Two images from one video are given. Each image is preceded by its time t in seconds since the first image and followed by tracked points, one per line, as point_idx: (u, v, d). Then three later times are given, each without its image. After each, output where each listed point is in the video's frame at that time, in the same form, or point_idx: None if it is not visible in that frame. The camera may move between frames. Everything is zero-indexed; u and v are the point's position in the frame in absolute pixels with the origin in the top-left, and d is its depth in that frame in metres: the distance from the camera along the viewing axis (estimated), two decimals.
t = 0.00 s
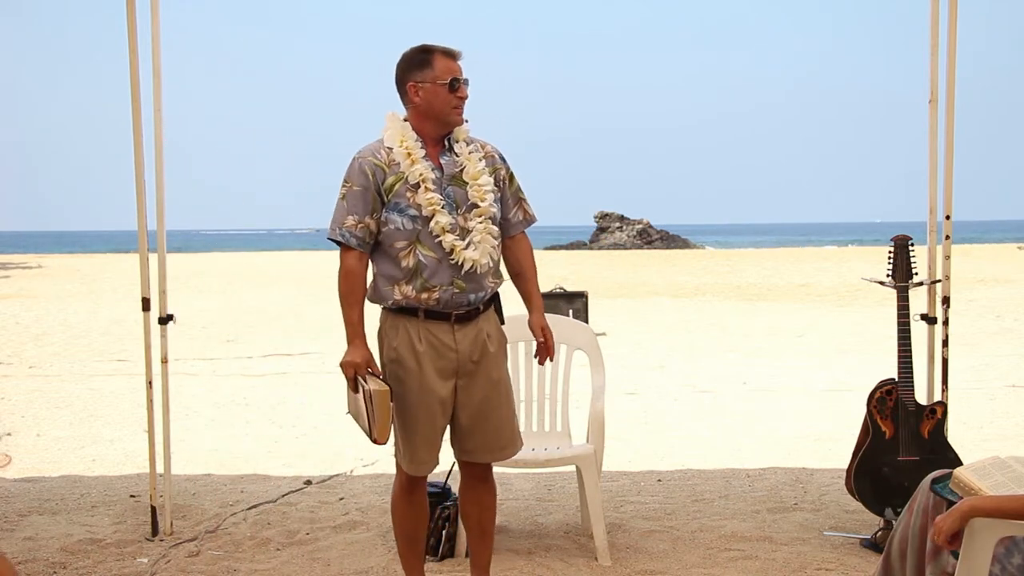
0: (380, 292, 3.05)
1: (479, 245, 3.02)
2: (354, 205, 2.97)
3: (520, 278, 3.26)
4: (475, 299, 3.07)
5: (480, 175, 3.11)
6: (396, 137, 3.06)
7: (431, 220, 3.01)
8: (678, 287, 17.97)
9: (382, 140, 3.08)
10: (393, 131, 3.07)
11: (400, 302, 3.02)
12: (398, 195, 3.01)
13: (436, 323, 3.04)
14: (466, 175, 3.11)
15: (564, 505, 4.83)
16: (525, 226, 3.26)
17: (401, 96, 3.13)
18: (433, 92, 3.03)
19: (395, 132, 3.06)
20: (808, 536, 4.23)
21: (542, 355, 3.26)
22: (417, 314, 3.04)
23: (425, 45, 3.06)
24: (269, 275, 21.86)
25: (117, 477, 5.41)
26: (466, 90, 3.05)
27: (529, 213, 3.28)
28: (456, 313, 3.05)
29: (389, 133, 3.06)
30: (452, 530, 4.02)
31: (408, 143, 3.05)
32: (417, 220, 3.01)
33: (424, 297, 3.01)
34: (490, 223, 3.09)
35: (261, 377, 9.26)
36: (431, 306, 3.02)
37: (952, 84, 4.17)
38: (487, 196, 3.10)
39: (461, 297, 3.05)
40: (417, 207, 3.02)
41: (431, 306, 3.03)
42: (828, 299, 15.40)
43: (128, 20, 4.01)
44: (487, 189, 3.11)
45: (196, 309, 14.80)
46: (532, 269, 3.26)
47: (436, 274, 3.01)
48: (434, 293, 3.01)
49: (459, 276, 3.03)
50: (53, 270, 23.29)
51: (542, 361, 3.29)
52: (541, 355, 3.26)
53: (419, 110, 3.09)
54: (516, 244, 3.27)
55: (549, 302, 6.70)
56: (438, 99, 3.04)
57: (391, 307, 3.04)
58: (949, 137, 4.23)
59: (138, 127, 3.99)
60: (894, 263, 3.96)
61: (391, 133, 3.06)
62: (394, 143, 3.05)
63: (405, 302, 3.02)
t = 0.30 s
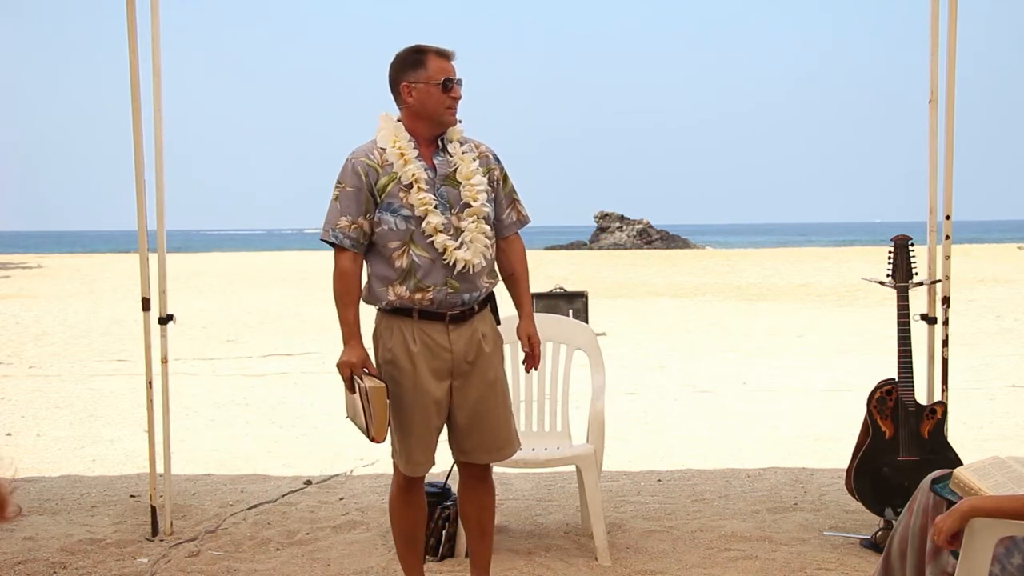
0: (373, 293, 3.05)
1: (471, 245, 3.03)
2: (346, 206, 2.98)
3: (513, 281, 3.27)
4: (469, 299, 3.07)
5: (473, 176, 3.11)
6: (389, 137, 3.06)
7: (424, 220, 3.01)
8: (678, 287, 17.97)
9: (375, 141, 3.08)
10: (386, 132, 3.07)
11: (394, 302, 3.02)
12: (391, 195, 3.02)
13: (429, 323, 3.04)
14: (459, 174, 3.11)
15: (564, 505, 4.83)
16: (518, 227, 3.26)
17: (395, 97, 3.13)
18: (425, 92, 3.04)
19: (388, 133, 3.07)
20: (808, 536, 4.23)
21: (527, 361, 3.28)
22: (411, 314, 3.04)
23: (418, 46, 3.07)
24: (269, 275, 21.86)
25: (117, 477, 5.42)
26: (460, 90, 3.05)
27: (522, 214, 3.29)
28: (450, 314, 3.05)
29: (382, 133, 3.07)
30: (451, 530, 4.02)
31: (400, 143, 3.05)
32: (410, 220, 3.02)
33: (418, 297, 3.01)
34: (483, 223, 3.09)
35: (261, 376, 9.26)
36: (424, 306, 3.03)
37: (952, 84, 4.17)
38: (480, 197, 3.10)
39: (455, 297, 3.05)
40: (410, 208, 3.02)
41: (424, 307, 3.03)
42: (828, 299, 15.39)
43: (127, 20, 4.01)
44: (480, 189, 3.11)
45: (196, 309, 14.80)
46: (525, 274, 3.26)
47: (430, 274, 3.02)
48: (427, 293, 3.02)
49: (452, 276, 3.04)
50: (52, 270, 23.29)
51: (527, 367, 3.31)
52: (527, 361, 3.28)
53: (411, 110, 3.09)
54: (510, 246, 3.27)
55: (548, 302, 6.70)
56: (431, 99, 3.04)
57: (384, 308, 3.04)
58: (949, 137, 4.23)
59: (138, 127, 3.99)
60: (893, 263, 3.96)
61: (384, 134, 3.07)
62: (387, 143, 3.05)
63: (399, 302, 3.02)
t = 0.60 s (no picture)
0: (375, 295, 3.05)
1: (472, 246, 3.04)
2: (346, 210, 2.96)
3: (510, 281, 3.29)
4: (469, 300, 3.08)
5: (472, 175, 3.12)
6: (386, 138, 3.05)
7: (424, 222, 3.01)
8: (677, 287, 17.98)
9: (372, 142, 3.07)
10: (384, 134, 3.06)
11: (396, 304, 3.03)
12: (391, 198, 3.01)
13: (430, 323, 3.04)
14: (458, 174, 3.11)
15: (564, 505, 4.83)
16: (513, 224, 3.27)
17: (389, 97, 3.13)
18: (421, 91, 3.04)
19: (386, 135, 3.06)
20: (807, 536, 4.23)
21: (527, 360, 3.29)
22: (412, 315, 3.04)
23: (413, 44, 3.07)
24: (269, 275, 21.86)
25: (117, 477, 5.42)
26: (455, 88, 3.05)
27: (516, 211, 3.30)
28: (451, 313, 3.05)
29: (380, 136, 3.06)
30: (452, 530, 4.02)
31: (399, 145, 3.04)
32: (412, 222, 3.01)
33: (420, 298, 3.01)
34: (482, 222, 3.09)
35: (261, 376, 9.26)
36: (426, 307, 3.03)
37: (952, 84, 4.17)
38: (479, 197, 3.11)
39: (457, 298, 3.05)
40: (411, 209, 3.02)
41: (426, 307, 3.03)
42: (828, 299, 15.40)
43: (128, 19, 4.01)
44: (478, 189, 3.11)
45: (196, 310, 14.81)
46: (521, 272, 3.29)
47: (431, 276, 3.02)
48: (429, 294, 3.02)
49: (453, 277, 3.04)
50: (52, 271, 23.32)
51: (527, 365, 3.32)
52: (527, 359, 3.29)
53: (407, 111, 3.09)
54: (506, 245, 3.26)
55: (548, 302, 6.70)
56: (428, 98, 3.04)
57: (385, 309, 3.04)
58: (949, 136, 4.23)
59: (138, 126, 3.99)
60: (894, 263, 3.95)
61: (381, 136, 3.06)
62: (386, 145, 3.04)
63: (401, 303, 3.02)
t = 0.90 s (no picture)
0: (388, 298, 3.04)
1: (484, 250, 3.04)
2: (361, 216, 2.93)
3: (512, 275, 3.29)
4: (480, 301, 3.10)
5: (480, 176, 3.12)
6: (395, 142, 3.02)
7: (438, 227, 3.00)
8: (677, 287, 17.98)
9: (380, 145, 3.04)
10: (393, 138, 3.03)
11: (410, 306, 3.03)
12: (405, 203, 3.00)
13: (442, 325, 3.05)
14: (467, 176, 3.11)
15: (564, 505, 4.83)
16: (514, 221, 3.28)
17: (393, 99, 3.12)
18: (426, 93, 3.03)
19: (396, 139, 3.03)
20: (808, 536, 4.23)
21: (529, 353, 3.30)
22: (424, 316, 3.04)
23: (415, 47, 3.06)
24: (269, 274, 21.86)
25: (117, 477, 5.42)
26: (459, 89, 3.05)
27: (518, 206, 3.31)
28: (462, 315, 3.07)
29: (389, 140, 3.03)
30: (452, 529, 4.02)
31: (410, 148, 3.02)
32: (426, 227, 3.01)
33: (434, 301, 3.02)
34: (491, 223, 3.10)
35: (261, 376, 9.26)
36: (439, 310, 3.04)
37: (952, 84, 4.16)
38: (488, 198, 3.12)
39: (469, 300, 3.07)
40: (425, 214, 3.01)
41: (438, 309, 3.04)
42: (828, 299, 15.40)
43: (128, 19, 4.01)
44: (487, 190, 3.12)
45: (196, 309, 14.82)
46: (522, 267, 3.29)
47: (445, 279, 3.03)
48: (443, 297, 3.03)
49: (466, 280, 3.05)
50: (52, 271, 23.32)
51: (530, 357, 3.33)
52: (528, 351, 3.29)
53: (414, 113, 3.08)
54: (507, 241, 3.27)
55: (548, 302, 6.69)
56: (433, 100, 3.04)
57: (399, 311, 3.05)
58: (949, 136, 4.23)
59: (138, 126, 3.99)
60: (894, 263, 3.95)
61: (391, 140, 3.03)
62: (396, 150, 3.01)
63: (415, 306, 3.03)
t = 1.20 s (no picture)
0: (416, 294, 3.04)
1: (511, 251, 3.07)
2: (395, 210, 2.94)
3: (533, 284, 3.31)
4: (506, 303, 3.12)
5: (510, 181, 3.16)
6: (429, 140, 3.04)
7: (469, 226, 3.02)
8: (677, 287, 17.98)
9: (414, 142, 3.06)
10: (428, 135, 3.05)
11: (438, 304, 3.03)
12: (438, 200, 3.02)
13: (469, 325, 3.07)
14: (497, 179, 3.15)
15: (564, 505, 4.83)
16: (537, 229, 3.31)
17: (428, 100, 3.14)
18: (461, 93, 3.06)
19: (430, 136, 3.05)
20: (808, 536, 4.24)
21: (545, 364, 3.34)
22: (452, 315, 3.05)
23: (452, 48, 3.09)
24: (269, 274, 21.86)
25: (117, 477, 5.42)
26: (494, 90, 3.08)
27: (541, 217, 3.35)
28: (489, 316, 3.09)
29: (424, 137, 3.05)
30: (452, 529, 4.02)
31: (443, 147, 3.04)
32: (457, 225, 3.03)
33: (464, 300, 3.03)
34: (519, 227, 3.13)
35: (261, 376, 9.26)
36: (468, 309, 3.05)
37: (952, 84, 4.16)
38: (517, 202, 3.16)
39: (497, 301, 3.09)
40: (457, 212, 3.03)
41: (468, 309, 3.05)
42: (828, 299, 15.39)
43: (128, 19, 4.01)
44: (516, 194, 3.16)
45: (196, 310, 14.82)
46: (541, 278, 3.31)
47: (474, 279, 3.04)
48: (472, 296, 3.04)
49: (494, 281, 3.07)
50: (52, 271, 23.33)
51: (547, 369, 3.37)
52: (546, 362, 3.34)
53: (447, 114, 3.10)
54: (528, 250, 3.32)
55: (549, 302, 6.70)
56: (468, 100, 3.06)
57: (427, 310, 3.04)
58: (949, 136, 4.23)
59: (138, 126, 3.99)
60: (893, 263, 3.95)
61: (426, 137, 3.05)
62: (431, 148, 3.03)
63: (443, 304, 3.03)
